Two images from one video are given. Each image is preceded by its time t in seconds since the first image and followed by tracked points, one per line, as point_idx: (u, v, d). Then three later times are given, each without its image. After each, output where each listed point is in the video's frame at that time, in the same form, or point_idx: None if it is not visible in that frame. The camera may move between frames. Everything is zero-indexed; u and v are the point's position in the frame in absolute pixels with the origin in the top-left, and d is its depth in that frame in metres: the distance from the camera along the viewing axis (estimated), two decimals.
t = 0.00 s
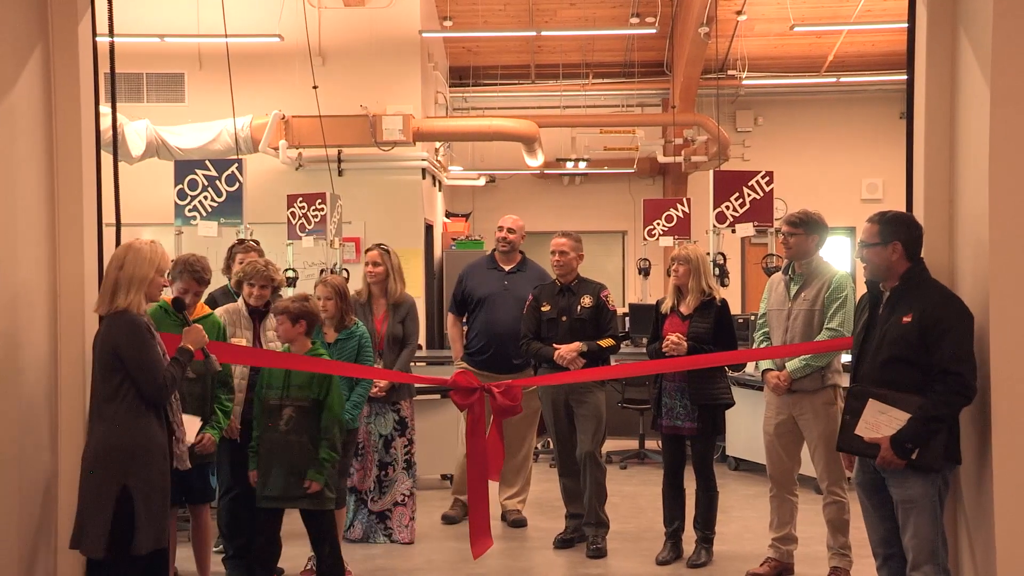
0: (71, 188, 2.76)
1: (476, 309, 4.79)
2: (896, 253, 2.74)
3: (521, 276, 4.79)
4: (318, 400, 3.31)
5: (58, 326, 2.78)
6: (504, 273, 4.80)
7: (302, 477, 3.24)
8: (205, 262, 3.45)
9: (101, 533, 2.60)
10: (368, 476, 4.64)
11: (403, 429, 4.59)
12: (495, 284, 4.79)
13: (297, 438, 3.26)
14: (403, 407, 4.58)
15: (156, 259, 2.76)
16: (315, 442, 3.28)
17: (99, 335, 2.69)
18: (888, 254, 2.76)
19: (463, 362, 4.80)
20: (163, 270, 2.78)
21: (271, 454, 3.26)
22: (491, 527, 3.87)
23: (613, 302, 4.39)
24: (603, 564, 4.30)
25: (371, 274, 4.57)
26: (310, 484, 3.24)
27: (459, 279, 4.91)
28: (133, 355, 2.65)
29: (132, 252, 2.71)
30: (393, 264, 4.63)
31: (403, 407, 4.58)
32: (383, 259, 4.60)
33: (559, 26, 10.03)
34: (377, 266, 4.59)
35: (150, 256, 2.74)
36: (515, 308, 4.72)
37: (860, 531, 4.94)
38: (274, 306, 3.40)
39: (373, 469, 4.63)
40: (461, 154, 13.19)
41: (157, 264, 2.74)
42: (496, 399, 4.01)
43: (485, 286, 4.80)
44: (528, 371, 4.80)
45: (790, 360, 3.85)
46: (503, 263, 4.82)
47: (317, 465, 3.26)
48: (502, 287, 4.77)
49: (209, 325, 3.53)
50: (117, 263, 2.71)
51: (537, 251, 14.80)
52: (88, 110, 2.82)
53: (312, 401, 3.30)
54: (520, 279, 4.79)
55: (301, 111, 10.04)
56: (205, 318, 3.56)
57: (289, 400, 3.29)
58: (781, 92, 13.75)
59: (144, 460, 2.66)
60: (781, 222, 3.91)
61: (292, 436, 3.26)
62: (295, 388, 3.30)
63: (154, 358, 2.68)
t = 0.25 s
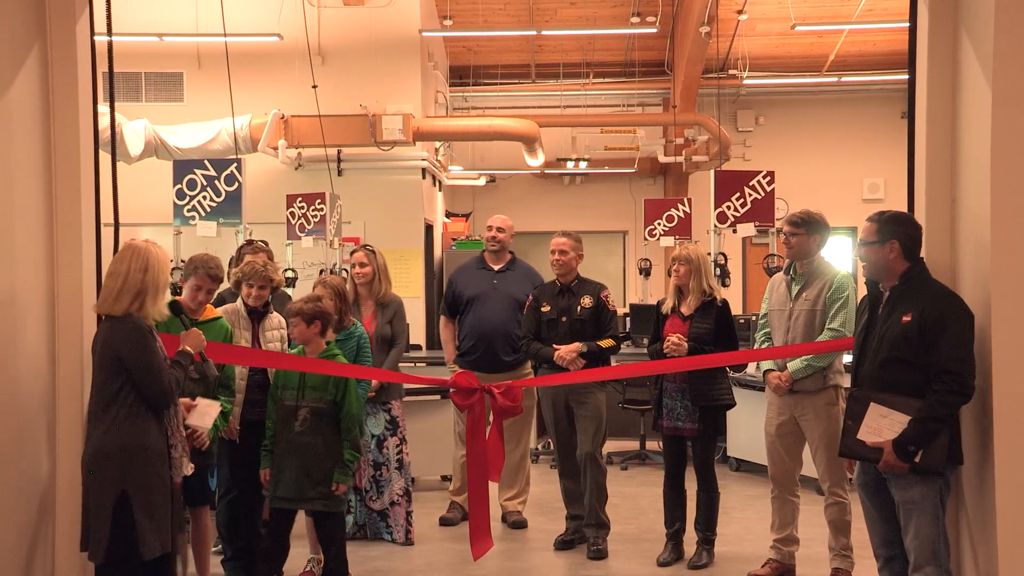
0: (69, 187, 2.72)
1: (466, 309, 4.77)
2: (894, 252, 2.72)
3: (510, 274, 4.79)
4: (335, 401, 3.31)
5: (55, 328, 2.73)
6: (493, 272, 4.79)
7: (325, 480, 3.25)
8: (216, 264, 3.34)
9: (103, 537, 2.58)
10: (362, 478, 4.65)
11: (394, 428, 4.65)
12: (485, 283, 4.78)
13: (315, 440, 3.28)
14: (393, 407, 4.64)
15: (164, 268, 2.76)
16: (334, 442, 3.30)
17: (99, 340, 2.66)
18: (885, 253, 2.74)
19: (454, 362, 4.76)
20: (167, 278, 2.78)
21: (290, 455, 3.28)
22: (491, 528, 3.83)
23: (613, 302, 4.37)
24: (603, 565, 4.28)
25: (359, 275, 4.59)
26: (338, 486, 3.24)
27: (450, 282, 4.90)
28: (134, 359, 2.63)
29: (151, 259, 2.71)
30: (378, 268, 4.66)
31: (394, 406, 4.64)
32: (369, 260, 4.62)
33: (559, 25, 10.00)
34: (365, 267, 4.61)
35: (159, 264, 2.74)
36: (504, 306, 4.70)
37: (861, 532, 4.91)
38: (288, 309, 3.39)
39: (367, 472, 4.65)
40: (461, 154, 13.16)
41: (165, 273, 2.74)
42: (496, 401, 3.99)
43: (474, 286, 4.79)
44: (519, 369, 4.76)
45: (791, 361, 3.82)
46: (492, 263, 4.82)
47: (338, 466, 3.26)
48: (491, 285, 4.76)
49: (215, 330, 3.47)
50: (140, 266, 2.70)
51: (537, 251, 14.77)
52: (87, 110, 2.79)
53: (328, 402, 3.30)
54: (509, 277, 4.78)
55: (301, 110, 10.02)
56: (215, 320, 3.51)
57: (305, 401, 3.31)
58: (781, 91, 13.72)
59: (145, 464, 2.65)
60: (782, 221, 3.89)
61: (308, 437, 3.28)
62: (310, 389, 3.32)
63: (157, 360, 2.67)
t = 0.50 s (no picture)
0: (68, 188, 2.72)
1: (450, 309, 4.74)
2: (892, 252, 2.72)
3: (492, 273, 4.76)
4: (346, 400, 3.31)
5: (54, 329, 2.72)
6: (475, 272, 4.76)
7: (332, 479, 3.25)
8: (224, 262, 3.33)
9: (99, 535, 2.58)
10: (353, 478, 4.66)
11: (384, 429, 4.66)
12: (467, 283, 4.75)
13: (326, 439, 3.28)
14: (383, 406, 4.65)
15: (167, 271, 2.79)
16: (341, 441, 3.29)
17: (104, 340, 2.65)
18: (884, 252, 2.74)
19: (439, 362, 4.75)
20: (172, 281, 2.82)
21: (298, 454, 3.28)
22: (490, 528, 3.82)
23: (613, 301, 4.35)
24: (603, 565, 4.28)
25: (352, 277, 4.60)
26: (341, 486, 3.22)
27: (434, 282, 4.87)
28: (142, 359, 2.64)
29: (159, 262, 2.75)
30: (368, 271, 4.66)
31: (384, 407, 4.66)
32: (361, 262, 4.63)
33: (559, 25, 10.00)
34: (357, 269, 4.62)
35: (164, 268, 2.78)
36: (486, 305, 4.68)
37: (861, 532, 4.91)
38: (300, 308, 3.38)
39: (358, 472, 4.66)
40: (461, 154, 13.16)
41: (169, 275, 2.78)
42: (497, 400, 3.98)
43: (456, 286, 4.77)
44: (504, 368, 4.74)
45: (791, 361, 3.82)
46: (475, 262, 4.79)
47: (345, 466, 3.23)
48: (472, 285, 4.73)
49: (220, 330, 3.46)
50: (151, 270, 2.73)
51: (537, 251, 14.77)
52: (86, 110, 2.78)
53: (340, 401, 3.31)
54: (491, 276, 4.75)
55: (301, 111, 10.02)
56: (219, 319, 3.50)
57: (317, 399, 3.32)
58: (782, 91, 13.72)
59: (146, 463, 2.65)
60: (783, 221, 3.88)
61: (318, 435, 3.28)
62: (324, 387, 3.33)
63: (161, 359, 2.68)
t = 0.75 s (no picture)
0: (69, 187, 2.72)
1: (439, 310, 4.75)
2: (892, 251, 2.72)
3: (480, 273, 4.77)
4: (347, 398, 3.31)
5: (54, 329, 2.72)
6: (462, 273, 4.77)
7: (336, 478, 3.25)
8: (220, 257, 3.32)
9: (90, 534, 2.56)
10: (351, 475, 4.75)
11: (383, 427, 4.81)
12: (455, 284, 4.76)
13: (328, 438, 3.28)
14: (381, 406, 4.80)
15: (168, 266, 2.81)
16: (343, 440, 3.29)
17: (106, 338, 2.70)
18: (884, 252, 2.74)
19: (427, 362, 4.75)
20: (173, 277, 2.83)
21: (302, 453, 3.28)
22: (491, 527, 3.80)
23: (613, 301, 4.35)
24: (602, 565, 4.27)
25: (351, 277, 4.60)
26: (344, 486, 3.22)
27: (422, 285, 4.88)
28: (145, 359, 2.65)
29: (156, 258, 2.77)
30: (367, 271, 4.68)
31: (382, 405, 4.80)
32: (360, 261, 4.63)
33: (559, 25, 9.99)
34: (357, 268, 4.62)
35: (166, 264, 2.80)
36: (474, 306, 4.68)
37: (862, 532, 4.91)
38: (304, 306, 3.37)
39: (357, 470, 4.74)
40: (461, 154, 13.16)
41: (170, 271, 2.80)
42: (497, 400, 3.97)
43: (444, 287, 4.78)
44: (491, 368, 4.74)
45: (791, 361, 3.82)
46: (463, 263, 4.80)
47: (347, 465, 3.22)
48: (461, 285, 4.74)
49: (220, 327, 3.46)
50: (150, 268, 2.75)
51: (537, 251, 14.77)
52: (86, 110, 2.78)
53: (341, 399, 3.30)
54: (479, 276, 4.76)
55: (301, 111, 10.02)
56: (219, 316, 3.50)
57: (318, 398, 3.32)
58: (782, 91, 13.72)
59: (145, 462, 2.65)
60: (783, 221, 3.88)
61: (320, 434, 3.28)
62: (326, 386, 3.32)
63: (162, 358, 2.68)
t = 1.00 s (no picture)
0: (69, 186, 2.72)
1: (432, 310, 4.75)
2: (892, 251, 2.72)
3: (472, 274, 4.78)
4: (344, 396, 3.31)
5: (56, 324, 2.72)
6: (454, 273, 4.79)
7: (335, 476, 3.24)
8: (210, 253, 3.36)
9: (117, 531, 2.64)
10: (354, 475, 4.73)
11: (384, 425, 4.85)
12: (447, 285, 4.77)
13: (325, 436, 3.27)
14: (383, 403, 4.84)
15: (166, 262, 2.86)
16: (339, 437, 3.28)
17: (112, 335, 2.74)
18: (884, 252, 2.74)
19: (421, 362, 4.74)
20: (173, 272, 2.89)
21: (298, 452, 3.27)
22: (492, 527, 3.75)
23: (613, 301, 4.34)
24: (603, 565, 4.27)
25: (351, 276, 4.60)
26: (344, 484, 3.23)
27: (414, 287, 4.89)
28: (153, 356, 2.72)
29: (151, 255, 2.80)
30: (366, 270, 4.69)
31: (385, 404, 4.84)
32: (360, 261, 4.64)
33: (560, 25, 9.99)
34: (357, 268, 4.63)
35: (163, 260, 2.83)
36: (466, 306, 4.69)
37: (863, 532, 4.91)
38: (303, 304, 3.36)
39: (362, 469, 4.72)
40: (462, 154, 13.16)
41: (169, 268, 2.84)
42: (497, 400, 3.96)
43: (436, 288, 4.79)
44: (485, 368, 4.73)
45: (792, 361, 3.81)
46: (454, 264, 4.82)
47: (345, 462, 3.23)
48: (453, 286, 4.75)
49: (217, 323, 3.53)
50: (143, 266, 2.79)
51: (538, 251, 14.77)
52: (87, 109, 2.78)
53: (338, 397, 3.30)
54: (471, 277, 4.78)
55: (302, 111, 10.02)
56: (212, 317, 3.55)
57: (314, 397, 3.31)
58: (783, 91, 13.71)
59: (160, 457, 2.72)
60: (783, 221, 3.88)
61: (316, 432, 3.27)
62: (322, 385, 3.32)
63: (167, 355, 2.75)
